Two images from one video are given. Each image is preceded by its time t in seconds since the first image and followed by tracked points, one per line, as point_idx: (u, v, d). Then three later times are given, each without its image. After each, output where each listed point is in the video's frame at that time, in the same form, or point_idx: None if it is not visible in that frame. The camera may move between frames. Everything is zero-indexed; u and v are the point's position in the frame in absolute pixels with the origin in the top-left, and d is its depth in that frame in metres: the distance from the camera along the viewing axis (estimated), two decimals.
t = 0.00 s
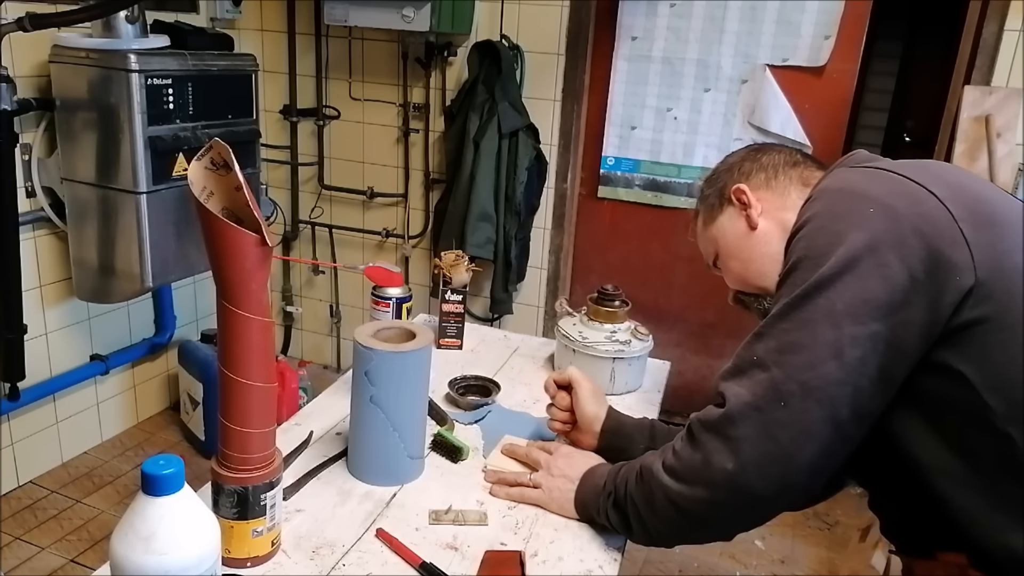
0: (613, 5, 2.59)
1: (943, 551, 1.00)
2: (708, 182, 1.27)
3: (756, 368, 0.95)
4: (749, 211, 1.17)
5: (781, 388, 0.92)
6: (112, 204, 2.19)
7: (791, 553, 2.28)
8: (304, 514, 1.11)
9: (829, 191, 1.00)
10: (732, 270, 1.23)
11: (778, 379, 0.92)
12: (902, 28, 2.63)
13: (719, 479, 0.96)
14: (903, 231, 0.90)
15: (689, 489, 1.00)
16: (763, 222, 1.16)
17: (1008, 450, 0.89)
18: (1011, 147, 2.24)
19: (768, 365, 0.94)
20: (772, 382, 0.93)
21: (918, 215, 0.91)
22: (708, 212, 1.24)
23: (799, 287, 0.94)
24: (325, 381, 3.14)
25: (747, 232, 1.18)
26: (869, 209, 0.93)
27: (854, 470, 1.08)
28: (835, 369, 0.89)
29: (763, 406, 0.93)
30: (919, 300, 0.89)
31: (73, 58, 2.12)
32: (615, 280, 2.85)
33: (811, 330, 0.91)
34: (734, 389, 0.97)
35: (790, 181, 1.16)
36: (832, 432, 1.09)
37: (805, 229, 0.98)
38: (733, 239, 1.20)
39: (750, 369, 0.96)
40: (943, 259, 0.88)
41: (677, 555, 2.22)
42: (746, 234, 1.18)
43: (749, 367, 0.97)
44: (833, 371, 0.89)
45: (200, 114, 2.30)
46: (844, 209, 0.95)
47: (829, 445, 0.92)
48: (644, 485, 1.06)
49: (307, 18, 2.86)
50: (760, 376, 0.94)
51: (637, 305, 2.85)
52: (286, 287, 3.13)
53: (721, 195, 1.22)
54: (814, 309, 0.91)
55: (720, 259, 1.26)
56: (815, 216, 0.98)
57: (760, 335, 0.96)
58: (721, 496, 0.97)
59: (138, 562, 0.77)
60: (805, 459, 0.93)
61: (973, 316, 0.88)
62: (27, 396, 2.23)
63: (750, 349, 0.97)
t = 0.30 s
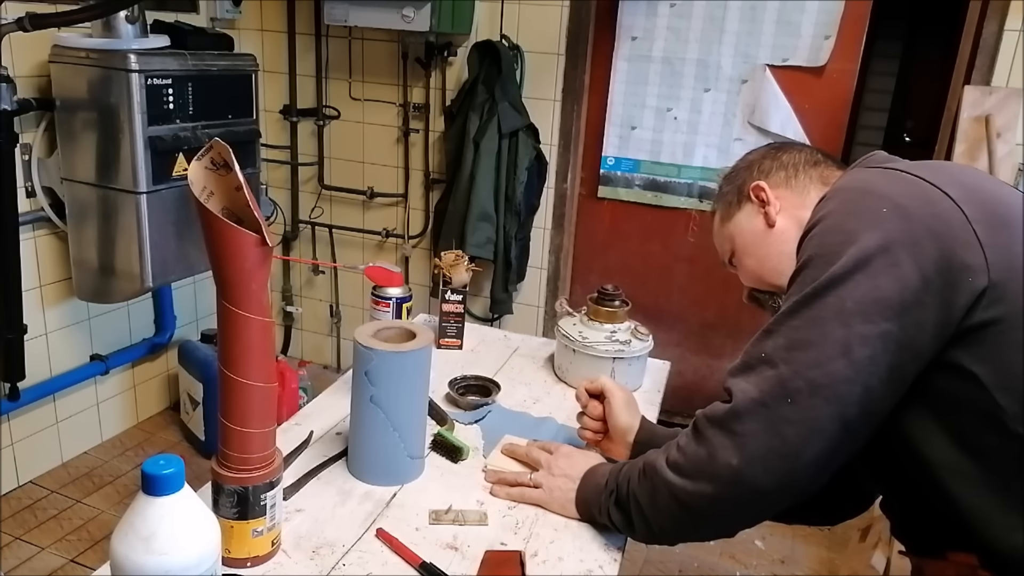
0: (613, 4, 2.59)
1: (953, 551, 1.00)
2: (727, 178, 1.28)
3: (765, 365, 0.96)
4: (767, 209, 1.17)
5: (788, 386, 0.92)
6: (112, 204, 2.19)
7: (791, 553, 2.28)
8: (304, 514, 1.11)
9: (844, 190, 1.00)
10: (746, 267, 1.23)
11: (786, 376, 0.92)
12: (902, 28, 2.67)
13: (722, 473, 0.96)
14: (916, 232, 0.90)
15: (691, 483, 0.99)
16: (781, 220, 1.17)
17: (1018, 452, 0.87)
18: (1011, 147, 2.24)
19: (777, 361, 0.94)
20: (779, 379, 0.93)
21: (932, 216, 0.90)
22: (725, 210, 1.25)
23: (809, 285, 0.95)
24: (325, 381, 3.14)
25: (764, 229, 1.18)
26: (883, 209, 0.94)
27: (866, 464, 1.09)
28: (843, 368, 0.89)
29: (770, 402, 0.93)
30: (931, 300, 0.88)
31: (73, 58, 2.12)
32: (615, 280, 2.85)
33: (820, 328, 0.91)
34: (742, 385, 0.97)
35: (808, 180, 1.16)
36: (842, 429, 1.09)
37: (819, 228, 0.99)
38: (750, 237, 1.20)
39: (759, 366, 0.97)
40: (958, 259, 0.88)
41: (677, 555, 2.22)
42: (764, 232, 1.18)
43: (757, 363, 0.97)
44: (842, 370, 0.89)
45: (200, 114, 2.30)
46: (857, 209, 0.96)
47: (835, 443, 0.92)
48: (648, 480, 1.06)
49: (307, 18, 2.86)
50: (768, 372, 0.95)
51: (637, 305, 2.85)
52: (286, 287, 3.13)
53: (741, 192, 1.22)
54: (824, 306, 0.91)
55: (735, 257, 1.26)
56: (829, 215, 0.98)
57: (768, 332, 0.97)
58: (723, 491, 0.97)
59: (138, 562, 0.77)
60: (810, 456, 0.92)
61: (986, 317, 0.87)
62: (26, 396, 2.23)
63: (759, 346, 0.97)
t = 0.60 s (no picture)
0: (613, 4, 2.60)
1: (946, 552, 1.01)
2: (709, 168, 1.26)
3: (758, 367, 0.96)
4: (752, 204, 1.17)
5: (783, 388, 0.92)
6: (112, 203, 2.19)
7: (791, 553, 2.28)
8: (304, 514, 1.11)
9: (833, 188, 0.99)
10: (729, 261, 1.23)
11: (780, 380, 0.92)
12: (902, 28, 2.64)
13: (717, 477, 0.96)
14: (910, 232, 0.89)
15: (685, 487, 0.99)
16: (765, 216, 1.16)
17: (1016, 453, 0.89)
18: (1010, 147, 2.24)
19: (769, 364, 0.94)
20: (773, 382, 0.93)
21: (925, 215, 0.90)
22: (708, 203, 1.24)
23: (803, 287, 0.94)
24: (325, 381, 3.14)
25: (749, 224, 1.17)
26: (875, 209, 0.93)
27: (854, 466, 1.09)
28: (838, 369, 0.89)
29: (764, 405, 0.93)
30: (923, 299, 0.88)
31: (73, 58, 2.12)
32: (615, 280, 2.85)
33: (815, 330, 0.90)
34: (736, 388, 0.97)
35: (793, 175, 1.15)
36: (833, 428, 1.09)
37: (809, 228, 0.97)
38: (734, 231, 1.20)
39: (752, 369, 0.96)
40: (947, 259, 0.88)
41: (677, 555, 2.22)
42: (748, 227, 1.18)
43: (750, 366, 0.97)
44: (837, 372, 0.89)
45: (200, 114, 2.30)
46: (849, 207, 0.95)
47: (833, 444, 0.92)
48: (643, 483, 1.06)
49: (307, 18, 2.86)
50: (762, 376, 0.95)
51: (637, 305, 2.85)
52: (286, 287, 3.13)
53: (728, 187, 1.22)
54: (818, 308, 0.91)
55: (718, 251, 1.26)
56: (819, 215, 0.97)
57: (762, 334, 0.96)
58: (719, 494, 0.97)
59: (138, 562, 0.77)
60: (808, 457, 0.92)
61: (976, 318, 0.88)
62: (27, 396, 2.23)
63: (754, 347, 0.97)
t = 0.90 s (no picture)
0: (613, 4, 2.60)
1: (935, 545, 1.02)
2: (703, 107, 1.17)
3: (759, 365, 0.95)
4: (755, 155, 1.10)
5: (786, 389, 0.92)
6: (111, 203, 2.19)
7: (791, 553, 2.28)
8: (304, 513, 1.11)
9: (841, 174, 0.96)
10: (724, 213, 1.17)
11: (782, 379, 0.92)
12: (902, 28, 2.64)
13: (714, 474, 0.97)
14: (919, 229, 0.88)
15: (683, 484, 1.00)
16: (766, 168, 1.10)
17: (1014, 454, 0.90)
18: (1011, 147, 2.24)
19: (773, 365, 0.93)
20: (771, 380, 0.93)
21: (934, 210, 0.88)
22: (705, 145, 1.16)
23: (807, 285, 0.92)
24: (325, 381, 3.14)
25: (749, 177, 1.11)
26: (883, 203, 0.90)
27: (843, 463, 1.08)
28: (841, 370, 0.89)
29: (766, 405, 0.93)
30: (928, 298, 0.88)
31: (73, 58, 2.12)
32: (615, 280, 2.85)
33: (818, 330, 0.90)
34: (738, 387, 0.97)
35: (798, 125, 1.09)
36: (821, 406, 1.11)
37: (814, 220, 0.95)
38: (731, 180, 1.13)
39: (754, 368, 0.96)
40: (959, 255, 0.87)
41: (677, 555, 2.22)
42: (748, 180, 1.12)
43: (752, 365, 0.96)
44: (841, 372, 0.89)
45: (200, 114, 2.30)
46: (855, 201, 0.92)
47: (834, 441, 0.93)
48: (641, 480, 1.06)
49: (307, 18, 2.86)
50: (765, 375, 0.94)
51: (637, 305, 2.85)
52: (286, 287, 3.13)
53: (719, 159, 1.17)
54: (822, 309, 0.90)
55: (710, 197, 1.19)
56: (825, 207, 0.94)
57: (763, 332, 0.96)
58: (718, 491, 0.97)
59: (139, 561, 0.77)
60: (809, 455, 0.93)
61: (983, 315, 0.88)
62: (27, 396, 2.23)
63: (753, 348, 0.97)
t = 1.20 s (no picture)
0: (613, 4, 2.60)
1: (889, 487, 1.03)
2: (637, 46, 1.10)
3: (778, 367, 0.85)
4: (709, 97, 1.05)
5: (859, 375, 0.80)
6: (111, 203, 2.19)
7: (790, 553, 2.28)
8: (304, 513, 1.11)
9: (818, 143, 0.89)
10: (679, 158, 1.12)
11: (854, 366, 0.80)
12: (902, 28, 2.65)
13: (762, 490, 0.88)
14: (902, 199, 0.84)
15: (723, 499, 0.91)
16: (721, 110, 1.05)
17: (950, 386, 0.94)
18: (1010, 147, 2.24)
19: (804, 373, 0.82)
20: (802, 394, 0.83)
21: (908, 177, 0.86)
22: (649, 87, 1.09)
23: (813, 266, 0.83)
24: (325, 381, 3.14)
25: (705, 120, 1.06)
26: (864, 174, 0.85)
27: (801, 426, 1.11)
28: (890, 340, 0.81)
29: (859, 395, 0.81)
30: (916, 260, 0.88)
31: (73, 58, 2.12)
32: (615, 280, 2.85)
33: (859, 307, 0.80)
34: (814, 381, 0.82)
35: (744, 63, 1.05)
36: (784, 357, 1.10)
37: (800, 199, 0.86)
38: (687, 124, 1.08)
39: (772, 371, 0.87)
40: (936, 220, 0.87)
41: (677, 555, 2.22)
42: (705, 123, 1.06)
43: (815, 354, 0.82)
44: (890, 343, 0.81)
45: (200, 114, 2.30)
46: (838, 176, 0.85)
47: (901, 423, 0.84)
48: (665, 487, 0.97)
49: (307, 18, 2.86)
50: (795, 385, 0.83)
51: (636, 305, 2.85)
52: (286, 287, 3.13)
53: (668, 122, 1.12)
54: (851, 281, 0.81)
55: (658, 140, 1.13)
56: (815, 186, 0.86)
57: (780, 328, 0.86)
58: (809, 495, 0.86)
59: (139, 562, 0.77)
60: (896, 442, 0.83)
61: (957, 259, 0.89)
62: (27, 396, 2.23)
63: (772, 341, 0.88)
